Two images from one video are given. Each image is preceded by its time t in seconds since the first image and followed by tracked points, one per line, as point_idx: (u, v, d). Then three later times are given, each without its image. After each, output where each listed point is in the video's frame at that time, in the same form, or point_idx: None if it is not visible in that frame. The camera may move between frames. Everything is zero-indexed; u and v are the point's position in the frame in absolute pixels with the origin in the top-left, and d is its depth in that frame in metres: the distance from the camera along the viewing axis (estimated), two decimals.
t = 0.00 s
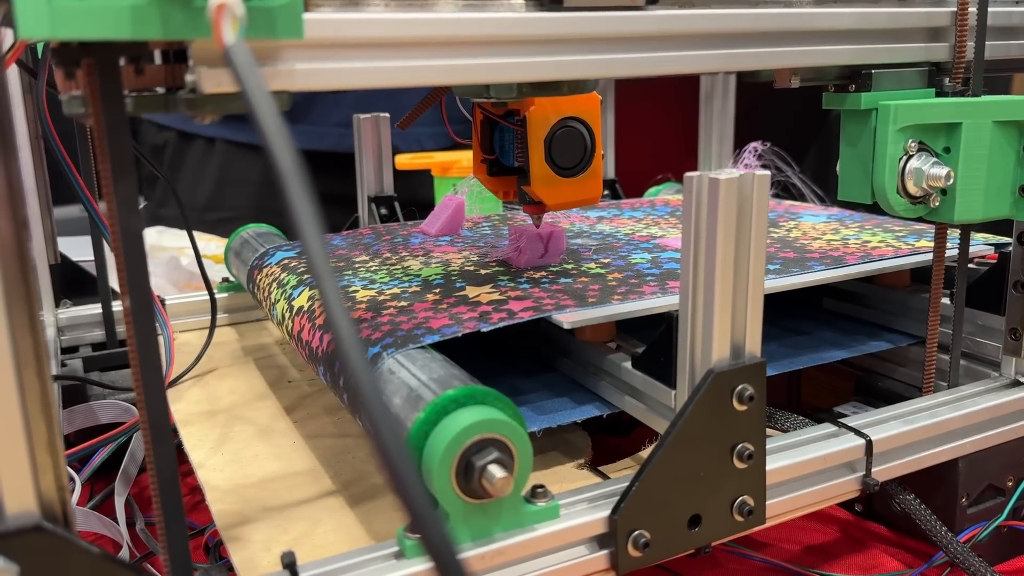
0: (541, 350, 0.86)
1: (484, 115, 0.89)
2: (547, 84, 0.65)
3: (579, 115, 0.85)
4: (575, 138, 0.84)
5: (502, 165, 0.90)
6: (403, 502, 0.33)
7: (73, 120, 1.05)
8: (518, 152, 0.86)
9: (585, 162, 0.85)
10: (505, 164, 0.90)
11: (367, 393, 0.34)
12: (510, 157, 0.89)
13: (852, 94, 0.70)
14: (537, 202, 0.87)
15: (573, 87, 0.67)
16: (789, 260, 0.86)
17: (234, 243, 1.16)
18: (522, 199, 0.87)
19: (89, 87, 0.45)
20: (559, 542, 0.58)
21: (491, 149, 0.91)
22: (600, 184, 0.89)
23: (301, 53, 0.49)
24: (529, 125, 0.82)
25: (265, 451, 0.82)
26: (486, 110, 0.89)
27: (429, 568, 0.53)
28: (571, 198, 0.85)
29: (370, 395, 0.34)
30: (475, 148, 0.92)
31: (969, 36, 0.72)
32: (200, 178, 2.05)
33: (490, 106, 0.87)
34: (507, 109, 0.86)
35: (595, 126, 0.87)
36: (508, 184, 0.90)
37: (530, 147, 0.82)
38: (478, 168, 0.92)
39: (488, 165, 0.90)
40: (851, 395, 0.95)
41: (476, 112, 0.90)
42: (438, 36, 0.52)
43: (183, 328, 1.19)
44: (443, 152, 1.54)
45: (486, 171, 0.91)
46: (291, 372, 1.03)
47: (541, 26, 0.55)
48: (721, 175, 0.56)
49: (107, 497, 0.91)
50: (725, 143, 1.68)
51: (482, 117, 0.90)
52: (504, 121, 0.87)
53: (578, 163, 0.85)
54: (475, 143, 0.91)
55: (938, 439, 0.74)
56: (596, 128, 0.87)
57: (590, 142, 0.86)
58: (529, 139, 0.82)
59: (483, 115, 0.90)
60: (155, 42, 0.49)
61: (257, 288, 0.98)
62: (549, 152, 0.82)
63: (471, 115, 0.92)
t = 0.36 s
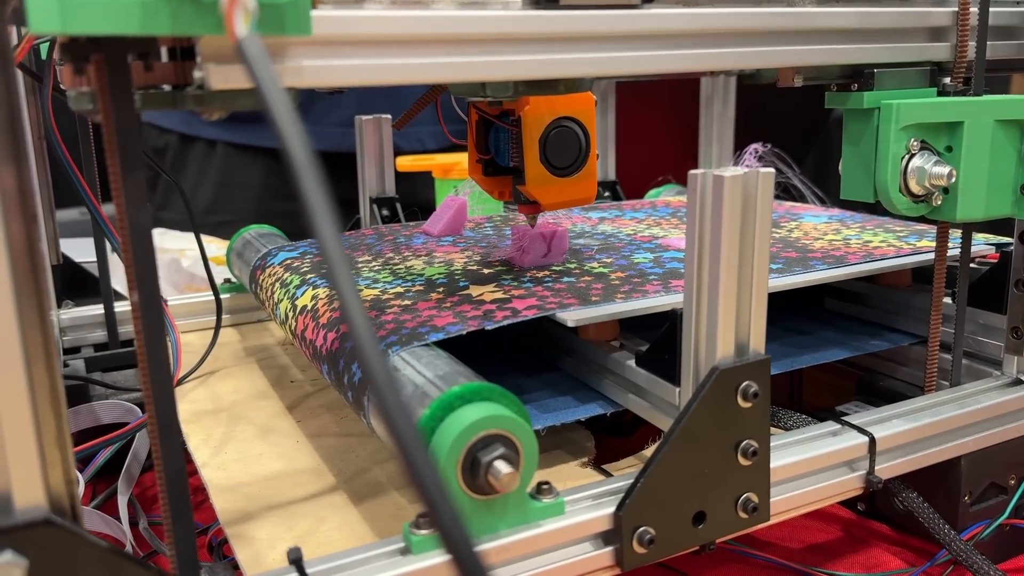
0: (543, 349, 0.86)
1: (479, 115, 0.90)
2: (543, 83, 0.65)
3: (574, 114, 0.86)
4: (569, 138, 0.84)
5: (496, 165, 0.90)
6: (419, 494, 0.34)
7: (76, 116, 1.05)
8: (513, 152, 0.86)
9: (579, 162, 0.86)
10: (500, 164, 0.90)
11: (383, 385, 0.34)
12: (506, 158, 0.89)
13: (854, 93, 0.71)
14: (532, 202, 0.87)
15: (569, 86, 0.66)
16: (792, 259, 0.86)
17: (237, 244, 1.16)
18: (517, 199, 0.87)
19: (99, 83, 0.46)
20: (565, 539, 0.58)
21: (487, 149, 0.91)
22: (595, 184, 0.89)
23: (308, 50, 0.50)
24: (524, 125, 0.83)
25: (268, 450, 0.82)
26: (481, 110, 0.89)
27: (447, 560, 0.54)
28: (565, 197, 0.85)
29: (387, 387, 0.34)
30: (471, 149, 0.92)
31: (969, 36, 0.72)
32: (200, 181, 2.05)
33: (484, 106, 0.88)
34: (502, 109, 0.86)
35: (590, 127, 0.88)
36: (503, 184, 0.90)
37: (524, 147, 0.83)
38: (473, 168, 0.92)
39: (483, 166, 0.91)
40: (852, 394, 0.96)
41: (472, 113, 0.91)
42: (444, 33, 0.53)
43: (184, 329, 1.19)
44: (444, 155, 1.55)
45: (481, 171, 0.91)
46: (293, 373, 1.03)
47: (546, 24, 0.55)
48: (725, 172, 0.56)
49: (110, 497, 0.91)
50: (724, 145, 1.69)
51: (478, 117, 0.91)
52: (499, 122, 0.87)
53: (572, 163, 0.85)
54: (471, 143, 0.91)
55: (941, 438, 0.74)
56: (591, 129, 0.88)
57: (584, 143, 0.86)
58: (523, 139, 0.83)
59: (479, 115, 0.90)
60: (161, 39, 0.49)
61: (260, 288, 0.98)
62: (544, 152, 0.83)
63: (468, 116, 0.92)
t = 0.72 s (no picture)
0: (545, 350, 0.87)
1: (494, 115, 0.90)
2: (565, 83, 0.65)
3: (590, 115, 0.86)
4: (584, 137, 0.85)
5: (511, 165, 0.91)
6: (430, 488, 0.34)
7: (79, 119, 1.05)
8: (526, 151, 0.87)
9: (594, 161, 0.86)
10: (515, 164, 0.90)
11: (394, 380, 0.34)
12: (519, 158, 0.89)
13: (856, 94, 0.71)
14: (548, 200, 0.88)
15: (589, 85, 0.67)
16: (792, 260, 0.86)
17: (239, 246, 1.16)
18: (532, 198, 0.88)
19: (106, 83, 0.46)
20: (568, 537, 0.58)
21: (502, 149, 0.91)
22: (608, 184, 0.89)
23: (314, 50, 0.50)
24: (540, 125, 0.83)
25: (271, 450, 0.82)
26: (496, 110, 0.89)
27: (451, 559, 0.54)
28: (581, 196, 0.86)
29: (398, 382, 0.34)
30: (485, 149, 0.92)
31: (969, 38, 0.73)
32: (213, 185, 2.06)
33: (499, 106, 0.88)
34: (518, 109, 0.86)
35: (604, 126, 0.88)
36: (517, 184, 0.90)
37: (540, 147, 0.83)
38: (488, 168, 0.92)
39: (498, 165, 0.91)
40: (853, 395, 0.96)
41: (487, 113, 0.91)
42: (449, 33, 0.53)
43: (186, 331, 1.19)
44: (444, 157, 1.55)
45: (496, 171, 0.91)
46: (294, 374, 1.03)
47: (549, 25, 0.55)
48: (727, 172, 0.56)
49: (111, 498, 0.91)
50: (724, 148, 1.70)
51: (492, 118, 0.91)
52: (513, 122, 0.88)
53: (587, 162, 0.86)
54: (486, 144, 0.92)
55: (942, 437, 0.74)
56: (605, 128, 0.88)
57: (599, 142, 0.87)
58: (539, 138, 0.83)
59: (492, 115, 0.90)
60: (168, 39, 0.49)
61: (262, 289, 0.98)
62: (559, 152, 0.83)
63: (482, 117, 0.92)
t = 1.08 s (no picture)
0: (549, 351, 0.87)
1: (507, 116, 0.90)
2: (583, 83, 0.66)
3: (602, 115, 0.87)
4: (597, 138, 0.85)
5: (524, 166, 0.91)
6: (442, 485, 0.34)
7: (82, 119, 1.05)
8: (539, 152, 0.87)
9: (606, 162, 0.87)
10: (527, 164, 0.90)
11: (405, 374, 0.35)
12: (531, 158, 0.89)
13: (858, 95, 0.72)
14: (560, 201, 0.88)
15: (607, 86, 0.68)
16: (795, 261, 0.86)
17: (241, 248, 1.16)
18: (544, 198, 0.88)
19: (113, 83, 0.46)
20: (572, 536, 0.58)
21: (514, 150, 0.91)
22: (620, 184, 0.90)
23: (319, 50, 0.50)
24: (553, 125, 0.84)
25: (274, 451, 0.82)
26: (509, 111, 0.89)
27: (455, 558, 0.54)
28: (593, 197, 0.86)
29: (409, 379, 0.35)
30: (498, 149, 0.92)
31: (971, 39, 0.73)
32: (227, 191, 2.06)
33: (513, 107, 0.88)
34: (530, 110, 0.87)
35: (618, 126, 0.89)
36: (530, 184, 0.90)
37: (554, 148, 0.84)
38: (501, 169, 0.92)
39: (510, 166, 0.91)
40: (856, 396, 0.96)
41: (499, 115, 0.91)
42: (455, 35, 0.53)
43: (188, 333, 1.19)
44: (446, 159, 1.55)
45: (508, 171, 0.91)
46: (297, 375, 1.03)
47: (552, 25, 0.56)
48: (732, 172, 0.56)
49: (114, 500, 0.91)
50: (725, 151, 1.71)
51: (505, 118, 0.91)
52: (527, 123, 0.88)
53: (599, 162, 0.86)
54: (498, 144, 0.92)
55: (945, 437, 0.74)
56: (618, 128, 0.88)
57: (612, 141, 0.87)
58: (552, 139, 0.84)
59: (505, 116, 0.90)
60: (175, 39, 0.49)
61: (265, 291, 0.98)
62: (572, 153, 0.84)
63: (495, 118, 0.92)
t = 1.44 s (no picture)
0: (556, 352, 0.86)
1: (498, 117, 0.90)
2: (574, 83, 0.65)
3: (593, 116, 0.86)
4: (589, 138, 0.85)
5: (515, 167, 0.91)
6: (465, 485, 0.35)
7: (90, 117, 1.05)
8: (532, 153, 0.87)
9: (598, 162, 0.86)
10: (519, 166, 0.91)
11: (427, 370, 0.35)
12: (524, 159, 0.89)
13: (867, 94, 0.71)
14: (551, 202, 0.87)
15: (598, 85, 0.67)
16: (803, 262, 0.86)
17: (246, 250, 1.16)
18: (535, 200, 0.88)
19: (123, 79, 0.46)
20: (583, 537, 0.57)
21: (506, 151, 0.91)
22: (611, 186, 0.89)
23: (329, 48, 0.50)
24: (545, 126, 0.83)
25: (281, 452, 0.82)
26: (501, 112, 0.89)
27: (466, 559, 0.54)
28: (584, 198, 0.86)
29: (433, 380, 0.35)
30: (490, 150, 0.92)
31: (980, 38, 0.73)
32: (236, 195, 2.06)
33: (505, 108, 0.88)
34: (521, 110, 0.86)
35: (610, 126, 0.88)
36: (521, 186, 0.91)
37: (546, 148, 0.83)
38: (492, 170, 0.92)
39: (502, 167, 0.91)
40: (863, 397, 0.95)
41: (490, 115, 0.91)
42: (468, 32, 0.53)
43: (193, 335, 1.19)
44: (450, 161, 1.55)
45: (499, 173, 0.92)
46: (303, 377, 1.03)
47: (563, 24, 0.56)
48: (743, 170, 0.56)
49: (119, 503, 0.91)
50: (728, 152, 1.73)
51: (497, 119, 0.90)
52: (519, 123, 0.87)
53: (591, 164, 0.86)
54: (489, 145, 0.92)
55: (956, 438, 0.74)
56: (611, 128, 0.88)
57: (604, 142, 0.87)
58: (543, 139, 0.83)
59: (497, 116, 0.90)
60: (184, 37, 0.49)
61: (270, 292, 0.98)
62: (563, 153, 0.83)
63: (486, 119, 0.92)
